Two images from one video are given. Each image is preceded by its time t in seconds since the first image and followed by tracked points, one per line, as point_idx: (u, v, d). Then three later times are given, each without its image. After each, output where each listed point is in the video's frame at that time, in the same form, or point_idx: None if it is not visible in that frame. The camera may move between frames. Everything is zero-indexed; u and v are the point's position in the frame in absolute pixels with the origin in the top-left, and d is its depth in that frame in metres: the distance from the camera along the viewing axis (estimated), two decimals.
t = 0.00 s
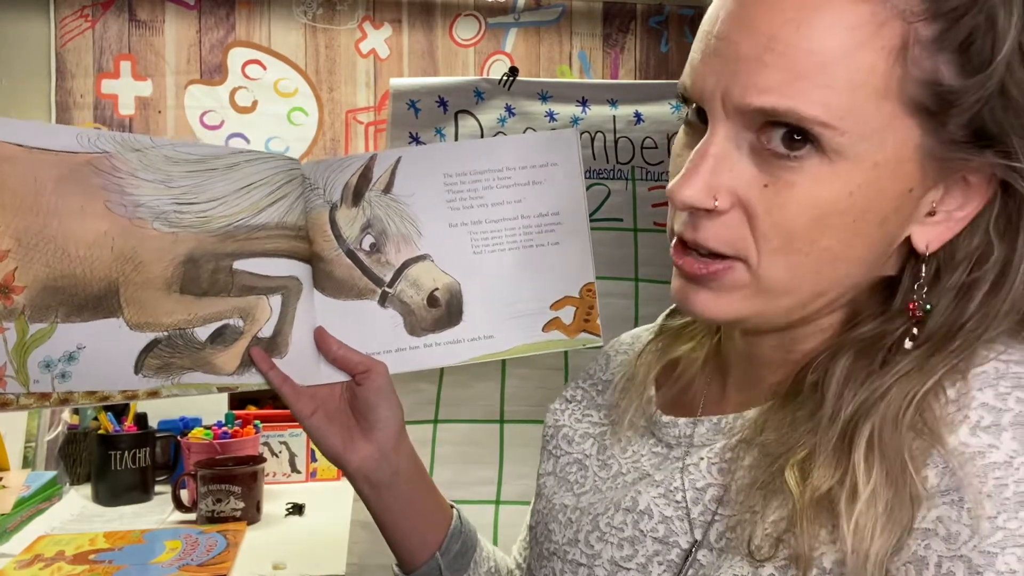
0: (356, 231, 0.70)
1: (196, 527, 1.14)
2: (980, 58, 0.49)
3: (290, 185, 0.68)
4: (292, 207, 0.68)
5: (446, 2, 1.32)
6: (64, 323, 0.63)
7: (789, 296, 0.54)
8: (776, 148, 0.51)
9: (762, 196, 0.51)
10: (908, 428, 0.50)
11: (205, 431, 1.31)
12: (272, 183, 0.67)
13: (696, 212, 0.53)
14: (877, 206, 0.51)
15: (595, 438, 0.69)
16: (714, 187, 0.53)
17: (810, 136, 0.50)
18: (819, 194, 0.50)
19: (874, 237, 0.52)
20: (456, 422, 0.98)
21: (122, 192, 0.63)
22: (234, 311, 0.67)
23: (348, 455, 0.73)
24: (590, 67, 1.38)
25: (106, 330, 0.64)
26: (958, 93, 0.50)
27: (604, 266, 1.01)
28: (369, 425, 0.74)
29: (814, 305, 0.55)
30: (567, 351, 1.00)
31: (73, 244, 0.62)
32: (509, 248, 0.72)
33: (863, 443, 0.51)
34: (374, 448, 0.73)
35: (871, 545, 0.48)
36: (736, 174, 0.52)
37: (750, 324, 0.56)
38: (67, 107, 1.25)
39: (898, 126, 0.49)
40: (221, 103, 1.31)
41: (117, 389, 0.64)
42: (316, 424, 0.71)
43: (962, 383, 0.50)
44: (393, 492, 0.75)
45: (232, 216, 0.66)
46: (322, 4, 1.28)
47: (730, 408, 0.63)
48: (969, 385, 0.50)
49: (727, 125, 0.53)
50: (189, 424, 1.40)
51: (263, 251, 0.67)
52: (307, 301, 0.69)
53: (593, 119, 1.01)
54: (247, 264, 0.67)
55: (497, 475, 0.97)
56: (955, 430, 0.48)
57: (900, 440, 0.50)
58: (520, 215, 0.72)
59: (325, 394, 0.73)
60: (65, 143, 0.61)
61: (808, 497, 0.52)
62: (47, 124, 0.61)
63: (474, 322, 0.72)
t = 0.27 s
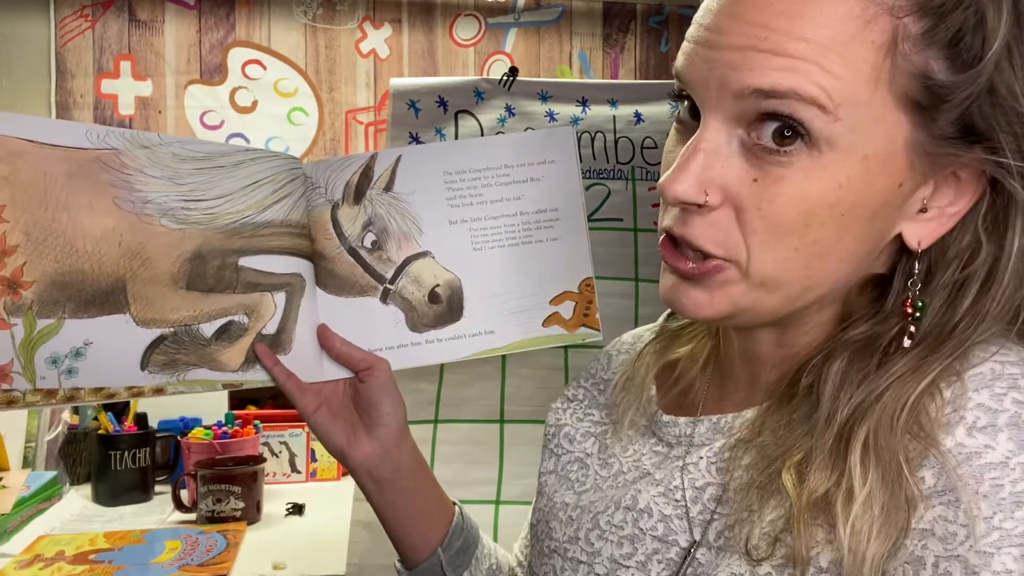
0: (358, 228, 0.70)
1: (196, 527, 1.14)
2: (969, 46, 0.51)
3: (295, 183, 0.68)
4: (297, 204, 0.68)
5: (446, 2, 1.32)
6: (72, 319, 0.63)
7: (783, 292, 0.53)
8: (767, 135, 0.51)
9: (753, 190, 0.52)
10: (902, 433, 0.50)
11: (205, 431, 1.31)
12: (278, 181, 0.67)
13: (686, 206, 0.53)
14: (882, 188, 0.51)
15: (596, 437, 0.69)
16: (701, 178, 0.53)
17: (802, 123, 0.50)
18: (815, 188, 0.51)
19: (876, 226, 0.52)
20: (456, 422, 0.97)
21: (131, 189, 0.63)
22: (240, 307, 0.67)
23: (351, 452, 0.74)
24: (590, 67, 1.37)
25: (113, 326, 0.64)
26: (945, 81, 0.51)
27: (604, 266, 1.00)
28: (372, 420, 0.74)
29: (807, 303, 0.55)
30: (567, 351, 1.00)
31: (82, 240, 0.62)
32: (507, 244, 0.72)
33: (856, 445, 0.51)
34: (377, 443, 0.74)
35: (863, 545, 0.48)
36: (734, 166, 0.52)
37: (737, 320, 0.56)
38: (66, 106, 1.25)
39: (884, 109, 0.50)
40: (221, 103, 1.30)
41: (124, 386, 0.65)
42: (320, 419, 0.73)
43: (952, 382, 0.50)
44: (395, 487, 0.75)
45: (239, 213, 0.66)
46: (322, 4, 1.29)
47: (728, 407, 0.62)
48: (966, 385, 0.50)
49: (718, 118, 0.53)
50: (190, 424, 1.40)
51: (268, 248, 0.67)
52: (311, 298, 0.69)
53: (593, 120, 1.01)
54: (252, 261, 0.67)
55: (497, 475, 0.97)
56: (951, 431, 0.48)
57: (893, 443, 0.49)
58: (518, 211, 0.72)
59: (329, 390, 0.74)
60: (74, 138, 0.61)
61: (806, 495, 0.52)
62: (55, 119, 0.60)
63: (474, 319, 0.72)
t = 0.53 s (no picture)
0: (355, 229, 0.71)
1: (196, 527, 1.14)
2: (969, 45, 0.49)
3: (292, 186, 0.69)
4: (295, 206, 0.69)
5: (446, 2, 1.32)
6: (73, 319, 0.63)
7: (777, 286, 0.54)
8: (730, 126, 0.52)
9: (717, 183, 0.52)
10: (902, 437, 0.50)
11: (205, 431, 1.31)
12: (275, 183, 0.68)
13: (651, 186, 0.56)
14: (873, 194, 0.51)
15: (601, 437, 0.69)
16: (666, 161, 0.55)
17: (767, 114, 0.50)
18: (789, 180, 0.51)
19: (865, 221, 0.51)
20: (456, 423, 0.97)
21: (131, 189, 0.64)
22: (239, 308, 0.68)
23: (352, 450, 0.74)
24: (590, 68, 1.37)
25: (114, 326, 0.64)
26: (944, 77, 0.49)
27: (605, 266, 1.00)
28: (372, 419, 0.74)
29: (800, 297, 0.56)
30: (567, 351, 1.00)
31: (83, 239, 0.63)
32: (504, 242, 0.73)
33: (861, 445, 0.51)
34: (378, 441, 0.74)
35: (872, 547, 0.48)
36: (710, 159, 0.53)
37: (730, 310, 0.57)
38: (66, 107, 1.25)
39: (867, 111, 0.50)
40: (221, 103, 1.31)
41: (124, 386, 0.65)
42: (320, 418, 0.73)
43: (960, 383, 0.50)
44: (398, 488, 0.75)
45: (237, 214, 0.67)
46: (322, 4, 1.28)
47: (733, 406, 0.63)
48: (974, 387, 0.49)
49: (686, 116, 0.54)
50: (189, 424, 1.40)
51: (267, 248, 0.68)
52: (310, 299, 0.70)
53: (593, 120, 1.01)
54: (251, 261, 0.68)
55: (498, 475, 0.97)
56: (959, 432, 0.48)
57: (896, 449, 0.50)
58: (514, 210, 0.73)
59: (329, 390, 0.74)
60: (75, 139, 0.62)
61: (813, 496, 0.52)
62: (57, 121, 0.61)
63: (471, 316, 0.73)
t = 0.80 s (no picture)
0: (353, 230, 0.73)
1: (196, 527, 1.14)
2: (898, 29, 0.50)
3: (291, 188, 0.70)
4: (293, 208, 0.70)
5: (447, 3, 1.31)
6: (78, 317, 0.64)
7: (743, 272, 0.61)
8: (667, 131, 0.63)
9: (649, 180, 0.63)
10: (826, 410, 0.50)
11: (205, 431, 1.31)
12: (274, 185, 0.69)
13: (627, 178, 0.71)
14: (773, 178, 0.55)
15: (612, 434, 0.73)
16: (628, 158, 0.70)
17: (694, 119, 0.60)
18: (707, 176, 0.60)
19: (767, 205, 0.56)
20: (456, 422, 0.97)
21: (134, 192, 0.65)
22: (240, 307, 0.69)
23: (355, 444, 0.74)
24: (590, 67, 1.38)
25: (118, 325, 0.65)
26: (870, 65, 0.51)
27: (605, 266, 1.00)
28: (374, 413, 0.75)
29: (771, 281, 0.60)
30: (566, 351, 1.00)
31: (87, 240, 0.64)
32: (497, 241, 0.76)
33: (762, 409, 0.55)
34: (380, 433, 0.75)
35: (863, 543, 0.47)
36: (658, 164, 0.63)
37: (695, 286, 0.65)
38: (67, 106, 1.19)
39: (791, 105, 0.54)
40: (221, 103, 1.23)
41: (129, 384, 0.66)
42: (322, 415, 0.73)
43: (957, 378, 0.48)
44: (401, 482, 0.75)
45: (238, 215, 0.68)
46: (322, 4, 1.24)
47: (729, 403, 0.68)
48: (984, 389, 0.47)
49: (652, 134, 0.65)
50: (189, 424, 1.40)
51: (267, 249, 0.69)
52: (309, 299, 0.71)
53: (593, 120, 1.01)
54: (251, 261, 0.68)
55: (497, 475, 0.97)
56: (969, 434, 0.45)
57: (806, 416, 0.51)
58: (506, 210, 0.76)
59: (331, 388, 0.75)
60: (81, 144, 0.63)
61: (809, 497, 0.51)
62: (62, 126, 0.63)
63: (468, 312, 0.75)
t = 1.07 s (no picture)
0: (362, 237, 0.73)
1: (196, 527, 1.14)
2: (880, 36, 0.51)
3: (302, 197, 0.70)
4: (305, 216, 0.70)
5: (446, 2, 1.32)
6: (98, 320, 0.64)
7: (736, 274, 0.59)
8: (658, 135, 0.61)
9: (642, 185, 0.62)
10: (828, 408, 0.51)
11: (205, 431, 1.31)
12: (285, 194, 0.69)
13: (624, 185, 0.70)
14: (764, 182, 0.55)
15: (613, 437, 0.73)
16: (623, 161, 0.68)
17: (682, 123, 0.59)
18: (697, 178, 0.58)
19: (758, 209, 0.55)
20: (456, 423, 0.97)
21: (153, 199, 0.65)
22: (254, 311, 0.69)
23: (364, 445, 0.75)
24: (590, 67, 1.38)
25: (137, 328, 0.65)
26: (859, 71, 0.51)
27: (605, 266, 1.00)
28: (382, 415, 0.76)
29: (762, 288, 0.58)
30: (567, 351, 1.00)
31: (107, 245, 0.64)
32: (502, 249, 0.76)
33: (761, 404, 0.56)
34: (387, 436, 0.76)
35: (844, 540, 0.47)
36: (649, 168, 0.62)
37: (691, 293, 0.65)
38: (66, 107, 1.25)
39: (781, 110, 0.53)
40: (221, 103, 1.30)
41: (146, 385, 0.66)
42: (331, 417, 0.74)
43: (941, 377, 0.46)
44: (406, 482, 0.76)
45: (252, 223, 0.68)
46: (322, 4, 1.29)
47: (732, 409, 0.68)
48: (966, 387, 0.44)
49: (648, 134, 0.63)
50: (189, 424, 1.40)
51: (281, 256, 0.69)
52: (319, 306, 0.71)
53: (593, 120, 1.01)
54: (265, 267, 0.69)
55: (497, 475, 0.97)
56: (952, 432, 0.43)
57: (811, 413, 0.51)
58: (512, 219, 0.76)
59: (340, 391, 0.75)
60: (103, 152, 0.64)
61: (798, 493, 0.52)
62: (87, 134, 0.64)
63: (474, 318, 0.75)
